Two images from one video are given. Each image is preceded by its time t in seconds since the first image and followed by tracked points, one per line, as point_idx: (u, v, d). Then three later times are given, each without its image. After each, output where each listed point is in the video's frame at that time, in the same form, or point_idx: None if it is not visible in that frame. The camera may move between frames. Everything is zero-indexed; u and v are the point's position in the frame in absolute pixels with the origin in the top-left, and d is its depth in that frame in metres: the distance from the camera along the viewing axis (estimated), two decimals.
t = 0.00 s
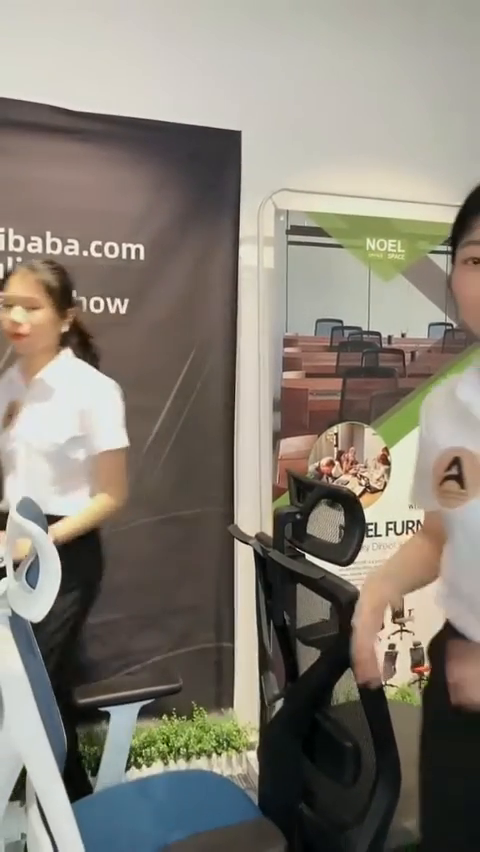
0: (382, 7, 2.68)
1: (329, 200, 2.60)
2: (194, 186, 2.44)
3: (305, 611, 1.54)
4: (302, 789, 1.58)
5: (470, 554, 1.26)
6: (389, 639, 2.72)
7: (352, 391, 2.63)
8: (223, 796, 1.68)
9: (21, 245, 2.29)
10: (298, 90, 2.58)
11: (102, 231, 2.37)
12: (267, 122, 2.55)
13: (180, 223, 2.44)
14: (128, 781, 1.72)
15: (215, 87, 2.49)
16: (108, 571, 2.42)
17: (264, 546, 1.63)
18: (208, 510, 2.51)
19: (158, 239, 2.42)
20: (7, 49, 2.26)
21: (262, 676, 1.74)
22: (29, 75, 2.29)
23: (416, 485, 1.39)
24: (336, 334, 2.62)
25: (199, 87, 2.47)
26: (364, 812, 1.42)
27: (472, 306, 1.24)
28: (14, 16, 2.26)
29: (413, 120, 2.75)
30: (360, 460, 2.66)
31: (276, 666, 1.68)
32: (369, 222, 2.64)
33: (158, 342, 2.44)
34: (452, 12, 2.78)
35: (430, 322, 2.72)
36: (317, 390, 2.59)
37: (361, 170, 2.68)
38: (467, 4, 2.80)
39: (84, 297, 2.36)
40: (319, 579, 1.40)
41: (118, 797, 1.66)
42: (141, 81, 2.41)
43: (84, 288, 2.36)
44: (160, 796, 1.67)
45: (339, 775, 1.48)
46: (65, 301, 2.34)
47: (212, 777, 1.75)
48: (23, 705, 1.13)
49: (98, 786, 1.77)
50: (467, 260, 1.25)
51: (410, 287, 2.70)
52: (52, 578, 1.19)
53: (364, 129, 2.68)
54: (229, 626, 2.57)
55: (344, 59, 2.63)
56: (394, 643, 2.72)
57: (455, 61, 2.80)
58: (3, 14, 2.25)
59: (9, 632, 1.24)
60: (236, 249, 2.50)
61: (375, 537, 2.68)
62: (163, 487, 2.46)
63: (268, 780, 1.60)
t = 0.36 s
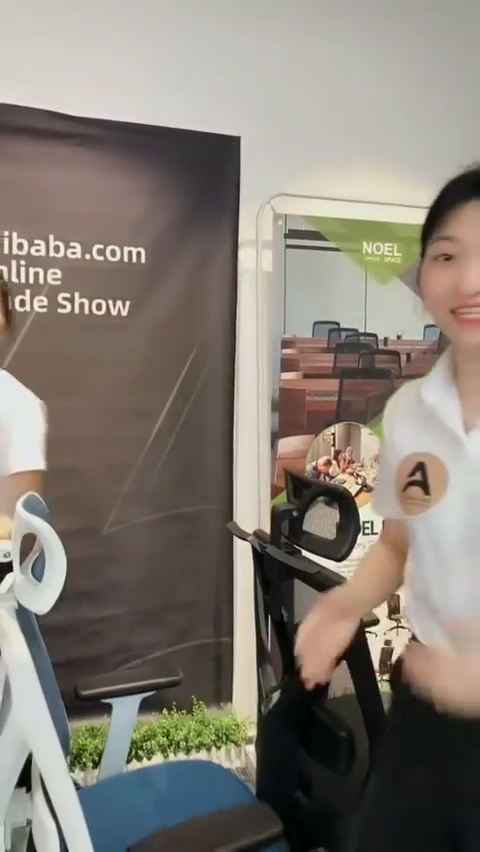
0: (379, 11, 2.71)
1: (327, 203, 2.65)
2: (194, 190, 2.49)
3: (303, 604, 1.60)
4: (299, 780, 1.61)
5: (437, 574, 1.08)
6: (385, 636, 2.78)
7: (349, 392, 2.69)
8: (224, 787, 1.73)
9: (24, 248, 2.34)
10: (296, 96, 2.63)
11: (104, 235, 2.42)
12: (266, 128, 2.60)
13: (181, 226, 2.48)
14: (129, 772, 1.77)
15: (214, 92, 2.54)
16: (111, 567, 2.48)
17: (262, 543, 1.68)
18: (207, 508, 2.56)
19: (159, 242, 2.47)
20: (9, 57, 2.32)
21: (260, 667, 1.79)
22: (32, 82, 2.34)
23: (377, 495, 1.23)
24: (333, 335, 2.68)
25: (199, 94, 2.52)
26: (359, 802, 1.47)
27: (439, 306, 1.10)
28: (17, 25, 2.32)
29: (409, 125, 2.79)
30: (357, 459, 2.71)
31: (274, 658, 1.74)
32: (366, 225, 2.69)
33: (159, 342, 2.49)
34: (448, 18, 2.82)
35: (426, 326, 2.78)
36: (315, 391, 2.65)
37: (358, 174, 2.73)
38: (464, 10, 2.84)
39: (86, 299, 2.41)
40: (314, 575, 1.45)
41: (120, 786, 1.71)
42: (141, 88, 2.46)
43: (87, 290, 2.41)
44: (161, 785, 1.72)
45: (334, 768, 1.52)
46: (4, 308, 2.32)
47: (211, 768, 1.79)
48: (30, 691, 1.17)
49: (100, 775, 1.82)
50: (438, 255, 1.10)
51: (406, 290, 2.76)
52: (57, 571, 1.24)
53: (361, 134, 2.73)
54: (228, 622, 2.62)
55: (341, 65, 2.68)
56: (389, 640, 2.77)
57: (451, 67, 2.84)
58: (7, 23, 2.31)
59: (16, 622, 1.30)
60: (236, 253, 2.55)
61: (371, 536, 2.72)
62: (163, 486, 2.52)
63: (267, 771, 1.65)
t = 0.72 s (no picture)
0: (379, 12, 2.74)
1: (327, 204, 2.69)
2: (196, 191, 2.52)
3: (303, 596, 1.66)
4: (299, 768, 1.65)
5: (415, 562, 1.00)
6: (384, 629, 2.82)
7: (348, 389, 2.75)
8: (225, 773, 1.77)
9: (28, 248, 2.37)
10: (296, 97, 2.67)
11: (106, 235, 2.45)
12: (267, 129, 2.64)
13: (182, 226, 2.52)
14: (133, 760, 1.81)
15: (215, 94, 2.57)
16: (114, 562, 2.52)
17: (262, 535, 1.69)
18: (208, 504, 2.60)
19: (161, 242, 2.50)
20: (12, 59, 2.34)
21: (260, 658, 1.82)
22: (36, 84, 2.37)
23: (351, 491, 1.14)
24: (333, 334, 2.74)
25: (200, 96, 2.55)
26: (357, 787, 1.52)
27: (401, 316, 1.01)
28: (20, 26, 2.34)
29: (408, 127, 2.83)
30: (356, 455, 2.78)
31: (275, 649, 1.79)
32: (365, 225, 2.73)
33: (160, 340, 2.52)
34: (447, 19, 2.85)
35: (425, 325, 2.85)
36: (314, 388, 2.71)
37: (358, 175, 2.77)
38: (463, 12, 2.87)
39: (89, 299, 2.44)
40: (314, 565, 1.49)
41: (124, 774, 1.75)
42: (143, 90, 2.49)
43: (89, 289, 2.44)
44: (163, 773, 1.76)
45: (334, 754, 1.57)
46: None
47: (213, 756, 1.84)
48: (48, 694, 1.21)
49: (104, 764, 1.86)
50: (398, 261, 1.02)
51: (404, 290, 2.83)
52: (64, 562, 1.27)
53: (361, 135, 2.77)
54: (228, 616, 2.66)
55: (341, 67, 2.71)
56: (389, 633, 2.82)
57: (449, 69, 2.88)
58: (10, 25, 2.33)
59: (23, 612, 1.34)
60: (237, 252, 2.59)
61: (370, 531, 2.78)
62: (165, 483, 2.55)
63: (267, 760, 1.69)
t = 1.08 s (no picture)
0: (376, 19, 2.77)
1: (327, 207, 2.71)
2: (196, 195, 2.55)
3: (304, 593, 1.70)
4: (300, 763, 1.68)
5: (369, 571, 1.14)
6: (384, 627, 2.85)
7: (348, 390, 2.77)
8: (227, 771, 1.79)
9: (31, 252, 2.40)
10: (296, 102, 2.69)
11: (108, 239, 2.48)
12: (266, 134, 2.67)
13: (183, 229, 2.54)
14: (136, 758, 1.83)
15: (216, 99, 2.60)
16: (116, 562, 2.55)
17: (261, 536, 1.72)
18: (209, 504, 2.63)
19: (163, 245, 2.53)
20: (15, 67, 2.38)
21: (260, 657, 1.84)
22: (38, 91, 2.40)
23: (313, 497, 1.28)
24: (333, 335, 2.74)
25: (201, 101, 2.59)
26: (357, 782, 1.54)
27: (337, 337, 1.06)
28: (23, 34, 2.37)
29: (406, 131, 2.86)
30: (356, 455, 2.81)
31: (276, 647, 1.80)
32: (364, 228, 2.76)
33: (161, 343, 2.55)
34: (445, 22, 2.88)
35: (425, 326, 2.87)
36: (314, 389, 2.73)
37: (357, 179, 2.80)
38: (460, 18, 2.90)
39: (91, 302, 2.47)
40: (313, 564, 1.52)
41: (127, 771, 1.77)
42: (145, 96, 2.52)
43: (91, 292, 2.47)
44: (166, 770, 1.78)
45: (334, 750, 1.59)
46: None
47: (215, 754, 1.86)
48: (53, 690, 1.23)
49: (107, 762, 1.88)
50: (334, 284, 1.08)
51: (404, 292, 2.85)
52: (70, 561, 1.30)
53: (360, 140, 2.80)
54: (229, 616, 2.68)
55: (339, 72, 2.74)
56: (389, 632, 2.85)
57: (447, 73, 2.91)
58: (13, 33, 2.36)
59: (29, 610, 1.37)
60: (237, 255, 2.62)
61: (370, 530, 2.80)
62: (166, 484, 2.58)
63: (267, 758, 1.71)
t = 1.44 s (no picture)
0: (376, 22, 2.79)
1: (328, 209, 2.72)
2: (198, 196, 2.57)
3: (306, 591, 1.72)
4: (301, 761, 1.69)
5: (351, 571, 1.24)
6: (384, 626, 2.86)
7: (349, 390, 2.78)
8: (228, 769, 1.81)
9: (34, 253, 2.41)
10: (297, 105, 2.71)
11: (110, 240, 2.49)
12: (267, 136, 2.68)
13: (184, 231, 2.56)
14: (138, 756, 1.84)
15: (217, 102, 2.61)
16: (118, 561, 2.56)
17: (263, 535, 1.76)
18: (210, 504, 2.64)
19: (165, 246, 2.54)
20: (18, 69, 2.39)
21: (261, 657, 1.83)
22: (40, 93, 2.42)
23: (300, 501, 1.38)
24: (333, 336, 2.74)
25: (202, 103, 2.60)
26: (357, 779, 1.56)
27: (312, 345, 1.15)
28: (25, 36, 2.39)
29: (407, 132, 2.87)
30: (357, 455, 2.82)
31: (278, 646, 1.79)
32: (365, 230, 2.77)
33: (163, 343, 2.56)
34: (444, 23, 2.90)
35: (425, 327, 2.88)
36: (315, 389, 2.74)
37: (358, 180, 2.81)
38: (459, 21, 2.92)
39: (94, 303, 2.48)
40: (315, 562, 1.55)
41: (129, 769, 1.79)
42: (147, 98, 2.53)
43: (94, 293, 2.48)
44: (168, 768, 1.79)
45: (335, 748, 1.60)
46: None
47: (216, 752, 1.87)
48: (59, 689, 1.24)
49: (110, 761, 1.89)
50: (308, 296, 1.17)
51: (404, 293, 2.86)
52: (75, 560, 1.31)
53: (360, 142, 2.81)
54: (230, 615, 2.70)
55: (340, 74, 2.76)
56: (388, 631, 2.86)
57: (448, 76, 2.92)
58: (15, 36, 2.38)
59: (35, 609, 1.38)
60: (239, 256, 2.63)
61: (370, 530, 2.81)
62: (168, 484, 2.59)
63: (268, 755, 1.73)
